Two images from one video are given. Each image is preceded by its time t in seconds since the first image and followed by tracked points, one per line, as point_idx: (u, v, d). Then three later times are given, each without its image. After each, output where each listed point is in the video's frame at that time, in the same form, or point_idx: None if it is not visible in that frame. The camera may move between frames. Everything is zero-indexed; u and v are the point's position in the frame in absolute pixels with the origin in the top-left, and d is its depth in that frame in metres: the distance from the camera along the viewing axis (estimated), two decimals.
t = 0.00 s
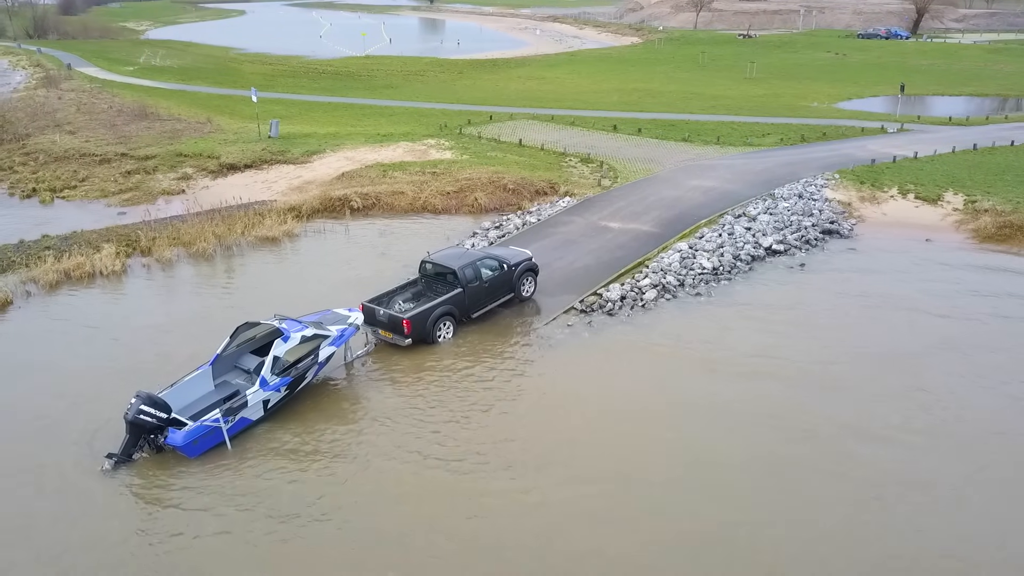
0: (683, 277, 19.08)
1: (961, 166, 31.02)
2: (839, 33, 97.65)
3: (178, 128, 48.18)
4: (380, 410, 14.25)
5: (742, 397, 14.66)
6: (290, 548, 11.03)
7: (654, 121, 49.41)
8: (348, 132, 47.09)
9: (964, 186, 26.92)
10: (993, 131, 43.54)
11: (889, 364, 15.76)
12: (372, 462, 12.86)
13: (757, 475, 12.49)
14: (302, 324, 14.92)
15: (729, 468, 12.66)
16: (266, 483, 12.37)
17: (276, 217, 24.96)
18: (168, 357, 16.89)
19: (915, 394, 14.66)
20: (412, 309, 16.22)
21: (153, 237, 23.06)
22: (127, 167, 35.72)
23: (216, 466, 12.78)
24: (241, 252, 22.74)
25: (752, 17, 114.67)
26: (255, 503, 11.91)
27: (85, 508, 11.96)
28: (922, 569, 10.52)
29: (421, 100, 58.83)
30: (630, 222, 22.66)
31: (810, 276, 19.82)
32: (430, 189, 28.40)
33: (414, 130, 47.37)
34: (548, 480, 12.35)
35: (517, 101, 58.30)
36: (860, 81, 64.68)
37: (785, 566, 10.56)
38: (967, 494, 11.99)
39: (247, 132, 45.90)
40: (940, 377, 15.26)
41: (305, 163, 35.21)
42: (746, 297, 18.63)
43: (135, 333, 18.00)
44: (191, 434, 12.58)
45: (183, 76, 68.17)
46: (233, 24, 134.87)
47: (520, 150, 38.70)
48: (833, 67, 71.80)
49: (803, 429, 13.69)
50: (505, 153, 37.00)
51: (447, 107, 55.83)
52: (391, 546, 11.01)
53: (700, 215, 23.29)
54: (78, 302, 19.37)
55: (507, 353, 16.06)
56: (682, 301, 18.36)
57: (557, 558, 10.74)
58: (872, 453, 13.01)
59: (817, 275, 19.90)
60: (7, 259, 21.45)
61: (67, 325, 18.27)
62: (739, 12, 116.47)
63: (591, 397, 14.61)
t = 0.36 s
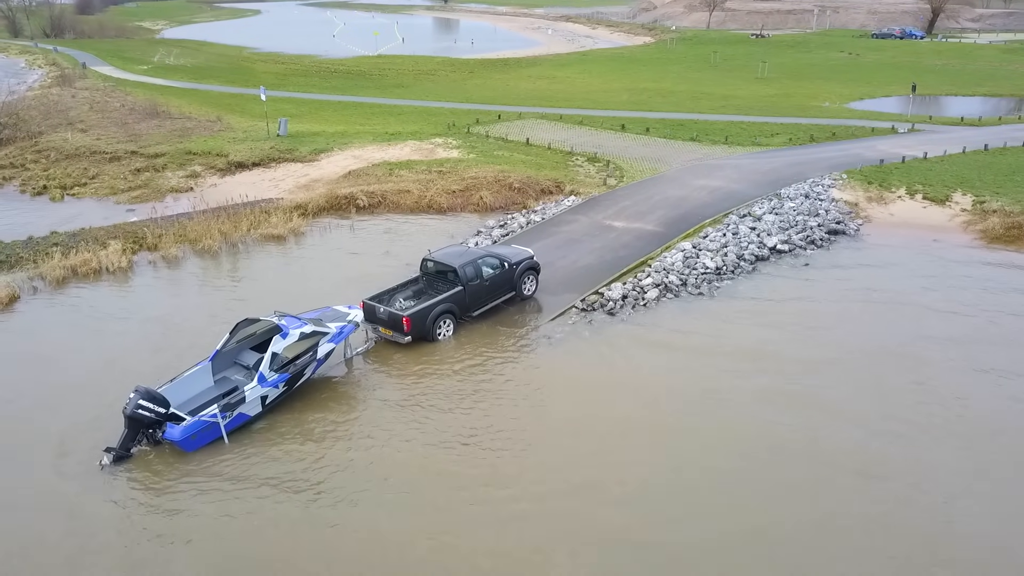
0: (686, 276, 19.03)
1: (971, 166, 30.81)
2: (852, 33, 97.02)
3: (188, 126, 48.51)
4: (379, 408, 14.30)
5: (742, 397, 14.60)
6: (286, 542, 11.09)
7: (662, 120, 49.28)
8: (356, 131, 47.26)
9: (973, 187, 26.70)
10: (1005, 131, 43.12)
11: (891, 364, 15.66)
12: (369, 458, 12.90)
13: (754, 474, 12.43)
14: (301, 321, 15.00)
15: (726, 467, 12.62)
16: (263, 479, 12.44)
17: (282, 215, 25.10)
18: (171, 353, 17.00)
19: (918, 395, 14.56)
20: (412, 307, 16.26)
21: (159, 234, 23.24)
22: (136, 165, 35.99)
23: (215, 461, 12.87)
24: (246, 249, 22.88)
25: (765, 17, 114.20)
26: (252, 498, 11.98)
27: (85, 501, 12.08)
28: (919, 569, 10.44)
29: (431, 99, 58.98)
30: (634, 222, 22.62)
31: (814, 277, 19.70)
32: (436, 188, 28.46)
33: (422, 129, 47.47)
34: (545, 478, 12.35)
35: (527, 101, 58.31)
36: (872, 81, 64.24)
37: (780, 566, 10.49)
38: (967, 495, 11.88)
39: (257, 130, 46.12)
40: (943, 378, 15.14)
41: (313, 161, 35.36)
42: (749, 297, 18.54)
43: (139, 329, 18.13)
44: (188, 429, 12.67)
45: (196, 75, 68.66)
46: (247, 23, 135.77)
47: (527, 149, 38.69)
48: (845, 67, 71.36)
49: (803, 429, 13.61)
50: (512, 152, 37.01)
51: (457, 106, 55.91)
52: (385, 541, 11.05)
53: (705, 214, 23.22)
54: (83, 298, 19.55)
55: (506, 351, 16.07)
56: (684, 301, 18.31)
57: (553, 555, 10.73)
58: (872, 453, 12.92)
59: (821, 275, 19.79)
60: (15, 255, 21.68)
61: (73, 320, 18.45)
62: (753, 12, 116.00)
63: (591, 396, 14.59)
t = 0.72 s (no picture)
0: (687, 275, 18.97)
1: (979, 166, 30.58)
2: (864, 32, 96.39)
3: (196, 124, 48.76)
4: (376, 405, 14.34)
5: (740, 397, 14.54)
6: (280, 538, 11.14)
7: (670, 119, 49.16)
8: (363, 129, 47.39)
9: (980, 187, 26.49)
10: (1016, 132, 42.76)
11: (893, 366, 15.56)
12: (365, 456, 12.94)
13: (750, 475, 12.39)
14: (298, 318, 15.05)
15: (722, 467, 12.57)
16: (258, 476, 12.48)
17: (285, 213, 25.19)
18: (172, 349, 17.09)
19: (918, 398, 14.46)
20: (411, 305, 16.28)
21: (163, 231, 23.38)
22: (144, 163, 36.21)
23: (212, 458, 12.94)
24: (249, 247, 22.98)
25: (777, 17, 113.72)
26: (246, 495, 12.03)
27: (83, 496, 12.17)
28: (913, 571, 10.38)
29: (439, 98, 59.04)
30: (636, 221, 22.57)
31: (816, 277, 19.59)
32: (440, 187, 28.49)
33: (428, 127, 47.55)
34: (540, 477, 12.34)
35: (535, 100, 58.32)
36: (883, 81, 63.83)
37: (774, 568, 10.42)
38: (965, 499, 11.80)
39: (263, 129, 46.29)
40: (945, 381, 15.03)
41: (319, 160, 35.48)
42: (751, 297, 18.46)
43: (141, 325, 18.25)
44: (184, 425, 12.74)
45: (205, 73, 69.01)
46: (259, 23, 136.48)
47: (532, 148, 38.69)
48: (856, 67, 70.94)
49: (801, 430, 13.54)
50: (517, 151, 37.00)
51: (464, 105, 55.96)
52: (379, 539, 11.08)
53: (708, 214, 23.14)
54: (86, 294, 19.69)
55: (505, 350, 16.07)
56: (685, 300, 18.26)
57: (545, 555, 10.72)
58: (870, 456, 12.84)
59: (824, 275, 19.67)
60: (20, 251, 21.86)
61: (76, 316, 18.60)
62: (766, 11, 115.59)
63: (588, 395, 14.55)
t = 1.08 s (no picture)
0: (688, 274, 18.92)
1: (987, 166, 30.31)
2: (876, 32, 95.76)
3: (204, 122, 48.99)
4: (373, 402, 14.37)
5: (736, 397, 14.49)
6: (272, 533, 11.19)
7: (677, 118, 49.00)
8: (369, 128, 47.46)
9: (987, 187, 26.27)
10: None
11: (894, 366, 15.45)
12: (360, 453, 12.96)
13: (744, 473, 12.34)
14: (295, 315, 15.11)
15: (717, 466, 12.53)
16: (252, 472, 12.53)
17: (289, 211, 25.29)
18: (173, 346, 17.17)
19: (920, 400, 14.34)
20: (409, 303, 16.30)
21: (167, 228, 23.50)
22: (150, 161, 36.42)
23: (207, 453, 13.00)
24: (252, 244, 23.08)
25: (789, 16, 113.12)
26: (241, 490, 12.07)
27: (80, 489, 12.27)
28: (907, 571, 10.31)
29: (447, 98, 59.11)
30: (639, 220, 22.52)
31: (819, 277, 19.49)
32: (444, 185, 28.51)
33: (434, 126, 47.59)
34: (535, 474, 12.34)
35: (542, 99, 58.27)
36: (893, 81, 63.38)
37: (765, 567, 10.38)
38: (963, 500, 11.69)
39: (270, 127, 46.47)
40: (946, 381, 14.91)
41: (324, 158, 35.59)
42: (751, 296, 18.39)
43: (142, 321, 18.33)
44: (179, 420, 12.80)
45: (215, 72, 69.35)
46: (271, 22, 137.22)
47: (537, 147, 38.67)
48: (866, 67, 70.49)
49: (799, 429, 13.47)
50: (522, 150, 37.00)
51: (472, 104, 55.99)
52: (370, 534, 11.10)
53: (711, 213, 23.05)
54: (90, 290, 19.83)
55: (503, 348, 16.06)
56: (685, 299, 18.20)
57: (537, 552, 10.70)
58: (868, 457, 12.75)
59: (827, 275, 19.55)
60: (26, 247, 22.04)
61: (79, 311, 18.72)
62: (777, 11, 115.02)
63: (585, 394, 14.53)
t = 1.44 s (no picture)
0: (689, 274, 18.86)
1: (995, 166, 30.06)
2: (888, 32, 95.10)
3: (212, 121, 49.22)
4: (370, 400, 14.40)
5: (735, 397, 14.43)
6: (266, 528, 11.24)
7: (685, 118, 48.84)
8: (376, 127, 47.54)
9: (995, 188, 26.04)
10: None
11: (895, 368, 15.34)
12: (356, 450, 12.99)
13: (739, 474, 12.29)
14: (293, 312, 15.18)
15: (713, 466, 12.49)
16: (248, 467, 12.58)
17: (293, 209, 25.38)
18: (174, 342, 17.24)
19: (920, 402, 14.24)
20: (408, 301, 16.34)
21: (171, 226, 23.62)
22: (157, 158, 36.63)
23: (204, 448, 13.06)
24: (255, 242, 23.17)
25: (801, 16, 112.57)
26: (235, 486, 12.12)
27: (77, 484, 12.35)
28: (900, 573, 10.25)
29: (454, 96, 59.14)
30: (641, 219, 22.47)
31: (822, 277, 19.38)
32: (448, 184, 28.52)
33: (441, 125, 47.62)
34: (530, 472, 12.33)
35: (550, 98, 58.23)
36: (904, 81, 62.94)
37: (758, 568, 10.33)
38: (960, 503, 11.60)
39: (277, 126, 46.62)
40: (948, 384, 14.79)
41: (329, 156, 35.68)
42: (753, 296, 18.32)
43: (144, 318, 18.44)
44: (175, 416, 12.88)
45: (225, 71, 69.62)
46: (282, 22, 137.65)
47: (543, 146, 38.64)
48: (877, 66, 70.03)
49: (797, 430, 13.40)
50: (527, 149, 36.95)
51: (479, 103, 56.00)
52: (362, 531, 11.13)
53: (714, 213, 22.97)
54: (93, 287, 19.97)
55: (501, 347, 16.06)
56: (685, 299, 18.16)
57: (530, 551, 10.69)
58: (866, 459, 12.67)
59: (830, 276, 19.44)
60: (31, 244, 22.23)
61: (82, 308, 18.85)
62: (789, 11, 114.46)
63: (583, 393, 14.50)
